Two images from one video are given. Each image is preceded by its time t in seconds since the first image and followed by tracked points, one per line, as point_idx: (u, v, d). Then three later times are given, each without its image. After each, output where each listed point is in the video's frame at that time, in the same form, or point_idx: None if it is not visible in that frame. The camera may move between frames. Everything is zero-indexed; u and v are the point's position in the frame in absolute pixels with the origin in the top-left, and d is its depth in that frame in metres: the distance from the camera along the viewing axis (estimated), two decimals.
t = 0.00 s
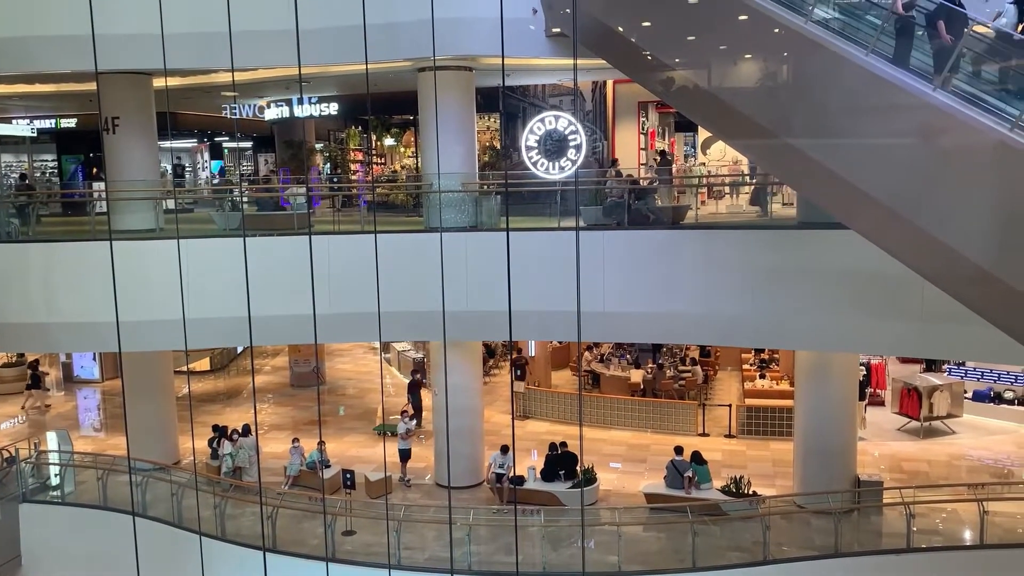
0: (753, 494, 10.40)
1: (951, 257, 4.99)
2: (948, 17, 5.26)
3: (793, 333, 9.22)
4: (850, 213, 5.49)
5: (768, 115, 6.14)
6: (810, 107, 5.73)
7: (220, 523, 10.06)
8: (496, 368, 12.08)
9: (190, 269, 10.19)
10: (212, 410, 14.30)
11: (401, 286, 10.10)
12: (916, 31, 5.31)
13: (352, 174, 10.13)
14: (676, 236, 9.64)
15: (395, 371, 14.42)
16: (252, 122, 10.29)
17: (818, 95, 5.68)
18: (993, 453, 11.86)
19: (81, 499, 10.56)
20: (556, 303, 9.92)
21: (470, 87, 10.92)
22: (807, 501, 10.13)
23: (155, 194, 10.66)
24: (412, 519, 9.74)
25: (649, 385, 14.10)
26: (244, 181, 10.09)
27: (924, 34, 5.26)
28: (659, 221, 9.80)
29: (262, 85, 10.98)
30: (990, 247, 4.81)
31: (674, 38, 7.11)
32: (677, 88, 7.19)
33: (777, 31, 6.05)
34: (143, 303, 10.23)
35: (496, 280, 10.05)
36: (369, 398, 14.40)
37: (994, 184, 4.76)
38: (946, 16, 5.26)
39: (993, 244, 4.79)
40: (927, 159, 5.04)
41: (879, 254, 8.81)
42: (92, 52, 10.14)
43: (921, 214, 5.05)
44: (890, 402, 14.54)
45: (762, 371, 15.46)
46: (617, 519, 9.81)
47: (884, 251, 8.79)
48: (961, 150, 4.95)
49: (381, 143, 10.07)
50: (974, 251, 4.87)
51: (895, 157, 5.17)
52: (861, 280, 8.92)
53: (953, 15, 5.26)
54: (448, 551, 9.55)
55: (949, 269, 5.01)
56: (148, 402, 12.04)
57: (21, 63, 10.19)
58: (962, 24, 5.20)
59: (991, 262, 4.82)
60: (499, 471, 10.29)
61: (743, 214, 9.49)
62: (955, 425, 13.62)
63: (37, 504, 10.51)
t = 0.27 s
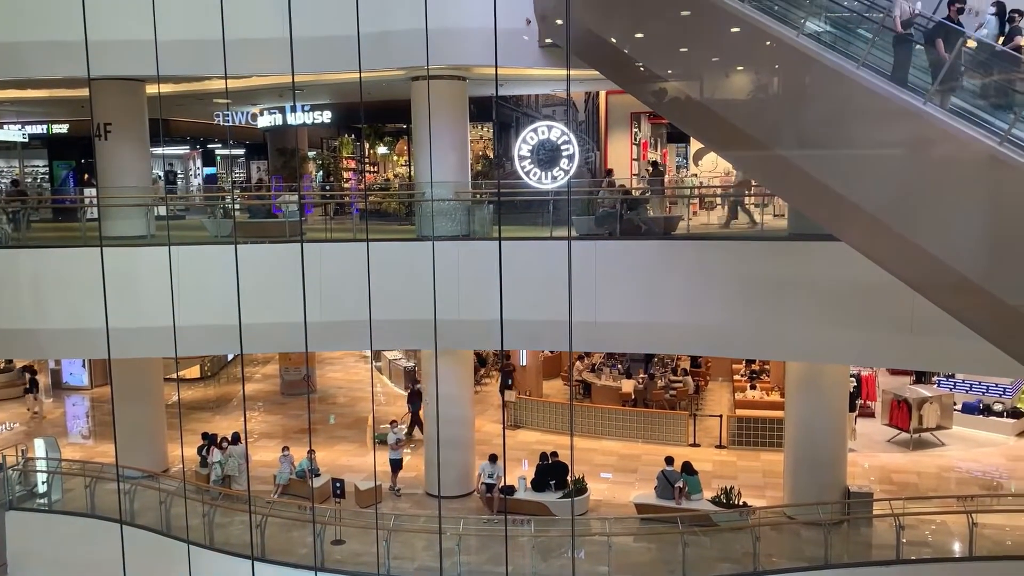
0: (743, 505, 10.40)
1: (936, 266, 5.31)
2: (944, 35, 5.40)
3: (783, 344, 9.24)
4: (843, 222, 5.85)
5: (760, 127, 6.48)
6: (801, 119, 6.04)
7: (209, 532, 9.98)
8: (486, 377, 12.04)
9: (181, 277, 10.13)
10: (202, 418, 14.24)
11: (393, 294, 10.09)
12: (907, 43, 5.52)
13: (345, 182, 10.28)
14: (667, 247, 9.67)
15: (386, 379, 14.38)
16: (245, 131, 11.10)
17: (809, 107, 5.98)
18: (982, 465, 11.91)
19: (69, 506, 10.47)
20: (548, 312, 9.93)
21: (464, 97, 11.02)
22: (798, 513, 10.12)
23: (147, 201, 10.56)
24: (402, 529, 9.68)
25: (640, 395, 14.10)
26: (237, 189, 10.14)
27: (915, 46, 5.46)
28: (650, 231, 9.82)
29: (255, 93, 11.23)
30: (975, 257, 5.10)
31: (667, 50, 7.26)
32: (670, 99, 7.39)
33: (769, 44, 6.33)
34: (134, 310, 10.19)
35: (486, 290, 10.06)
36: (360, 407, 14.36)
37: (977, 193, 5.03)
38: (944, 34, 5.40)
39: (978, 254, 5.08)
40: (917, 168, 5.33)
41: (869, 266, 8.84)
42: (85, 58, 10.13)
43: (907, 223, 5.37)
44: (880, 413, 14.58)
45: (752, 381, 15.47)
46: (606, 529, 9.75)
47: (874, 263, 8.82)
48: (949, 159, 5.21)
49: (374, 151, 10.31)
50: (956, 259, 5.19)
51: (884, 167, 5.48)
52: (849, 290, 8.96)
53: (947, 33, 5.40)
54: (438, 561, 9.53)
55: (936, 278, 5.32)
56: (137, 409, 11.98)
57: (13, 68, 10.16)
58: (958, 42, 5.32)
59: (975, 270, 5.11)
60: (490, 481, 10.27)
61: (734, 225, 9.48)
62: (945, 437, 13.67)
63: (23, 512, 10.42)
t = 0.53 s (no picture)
0: (736, 516, 10.39)
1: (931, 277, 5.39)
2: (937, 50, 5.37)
3: (775, 355, 9.25)
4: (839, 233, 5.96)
5: (754, 139, 6.61)
6: (797, 131, 6.16)
7: (200, 540, 9.96)
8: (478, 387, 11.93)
9: (174, 284, 10.10)
10: (193, 426, 14.18)
11: (386, 304, 10.09)
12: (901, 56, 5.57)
13: (338, 189, 10.25)
14: (661, 257, 9.66)
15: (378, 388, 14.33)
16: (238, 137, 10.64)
17: (804, 120, 6.09)
18: (974, 477, 11.91)
19: (57, 514, 10.38)
20: (542, 323, 9.92)
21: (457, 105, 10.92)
22: (791, 523, 10.12)
23: (139, 207, 10.50)
24: (393, 538, 9.64)
25: (634, 405, 14.01)
26: (230, 197, 10.09)
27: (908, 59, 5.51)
28: (644, 242, 9.81)
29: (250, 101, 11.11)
30: (966, 266, 5.17)
31: (662, 61, 7.38)
32: (664, 109, 7.51)
33: (762, 56, 6.38)
34: (125, 317, 10.15)
35: (479, 299, 10.03)
36: (352, 415, 14.31)
37: (970, 204, 5.10)
38: (942, 47, 5.37)
39: (970, 265, 5.14)
40: (911, 179, 5.41)
41: (862, 278, 8.86)
42: (80, 64, 10.12)
43: (902, 234, 5.48)
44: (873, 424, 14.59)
45: (745, 392, 15.46)
46: (599, 539, 9.77)
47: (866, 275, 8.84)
48: (943, 170, 5.27)
49: (369, 160, 10.72)
50: (949, 269, 5.26)
51: (878, 179, 5.58)
52: (840, 301, 8.97)
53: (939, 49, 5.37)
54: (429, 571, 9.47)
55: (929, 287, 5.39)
56: (128, 416, 11.92)
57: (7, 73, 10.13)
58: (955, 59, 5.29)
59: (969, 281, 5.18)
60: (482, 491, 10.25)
61: (728, 236, 9.52)
62: (937, 448, 13.69)
63: (11, 519, 10.31)
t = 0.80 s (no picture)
0: (731, 524, 10.37)
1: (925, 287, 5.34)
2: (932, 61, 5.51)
3: (770, 364, 9.24)
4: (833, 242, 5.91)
5: (750, 147, 6.63)
6: (792, 139, 6.15)
7: (193, 547, 9.89)
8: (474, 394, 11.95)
9: (169, 290, 10.09)
10: (188, 432, 14.13)
11: (382, 311, 10.08)
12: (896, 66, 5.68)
13: (334, 197, 10.15)
14: (657, 266, 9.67)
15: (374, 395, 14.30)
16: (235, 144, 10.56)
17: (800, 128, 6.09)
18: (969, 486, 11.91)
19: (50, 521, 10.31)
20: (537, 330, 9.92)
21: (455, 115, 11.01)
22: (785, 532, 10.11)
23: (135, 214, 10.57)
24: (388, 546, 9.60)
25: (629, 413, 14.13)
26: (227, 202, 10.10)
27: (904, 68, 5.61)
28: (640, 250, 9.80)
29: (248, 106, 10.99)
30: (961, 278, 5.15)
31: (659, 69, 7.42)
32: (661, 117, 7.62)
33: (759, 65, 6.50)
34: (120, 323, 10.13)
35: (475, 306, 10.06)
36: (347, 422, 14.28)
37: (966, 213, 5.08)
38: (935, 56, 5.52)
39: (965, 277, 5.11)
40: (907, 188, 5.39)
41: (857, 287, 8.87)
42: (77, 69, 10.11)
43: (896, 243, 5.44)
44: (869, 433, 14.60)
45: (741, 401, 15.45)
46: (594, 548, 9.68)
47: (862, 284, 8.85)
48: (939, 179, 5.27)
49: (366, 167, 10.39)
50: (944, 279, 5.22)
51: (873, 187, 5.55)
52: (835, 310, 8.97)
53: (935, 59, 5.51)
54: None
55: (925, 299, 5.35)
56: (122, 422, 11.88)
57: (4, 78, 10.12)
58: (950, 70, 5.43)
59: (964, 291, 5.15)
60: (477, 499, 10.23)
61: (725, 244, 9.48)
62: (933, 458, 13.70)
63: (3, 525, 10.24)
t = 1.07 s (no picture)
0: (730, 530, 10.36)
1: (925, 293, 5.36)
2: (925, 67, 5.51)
3: (768, 369, 9.24)
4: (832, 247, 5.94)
5: (751, 153, 6.67)
6: (792, 145, 6.20)
7: (191, 552, 9.88)
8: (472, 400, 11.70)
9: (168, 294, 10.09)
10: (185, 436, 14.12)
11: (380, 315, 10.07)
12: (895, 73, 5.69)
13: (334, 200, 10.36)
14: (656, 272, 9.67)
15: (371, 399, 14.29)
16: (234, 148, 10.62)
17: (800, 134, 6.14)
18: (966, 492, 11.92)
19: (47, 525, 10.28)
20: (536, 335, 9.93)
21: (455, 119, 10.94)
22: (784, 538, 10.13)
23: (133, 218, 10.54)
24: (385, 551, 9.59)
25: (627, 418, 14.10)
26: (228, 206, 10.08)
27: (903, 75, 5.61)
28: (639, 255, 9.81)
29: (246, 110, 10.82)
30: (960, 283, 5.16)
31: (658, 75, 7.44)
32: (659, 123, 7.59)
33: (758, 71, 6.55)
34: (118, 327, 10.12)
35: (474, 312, 10.09)
36: (345, 427, 14.27)
37: (964, 219, 5.10)
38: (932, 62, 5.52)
39: (964, 282, 5.11)
40: (906, 194, 5.42)
41: (855, 293, 8.88)
42: (77, 73, 10.11)
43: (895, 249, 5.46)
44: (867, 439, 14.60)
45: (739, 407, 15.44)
46: (592, 553, 9.65)
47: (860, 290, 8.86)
48: (937, 185, 5.29)
49: (365, 171, 11.00)
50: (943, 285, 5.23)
51: (873, 193, 5.58)
52: (833, 316, 8.98)
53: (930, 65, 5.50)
54: None
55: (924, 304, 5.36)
56: (120, 426, 11.86)
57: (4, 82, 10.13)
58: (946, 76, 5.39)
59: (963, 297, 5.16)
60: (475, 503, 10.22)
61: (724, 250, 9.49)
62: (931, 463, 13.70)
63: None
